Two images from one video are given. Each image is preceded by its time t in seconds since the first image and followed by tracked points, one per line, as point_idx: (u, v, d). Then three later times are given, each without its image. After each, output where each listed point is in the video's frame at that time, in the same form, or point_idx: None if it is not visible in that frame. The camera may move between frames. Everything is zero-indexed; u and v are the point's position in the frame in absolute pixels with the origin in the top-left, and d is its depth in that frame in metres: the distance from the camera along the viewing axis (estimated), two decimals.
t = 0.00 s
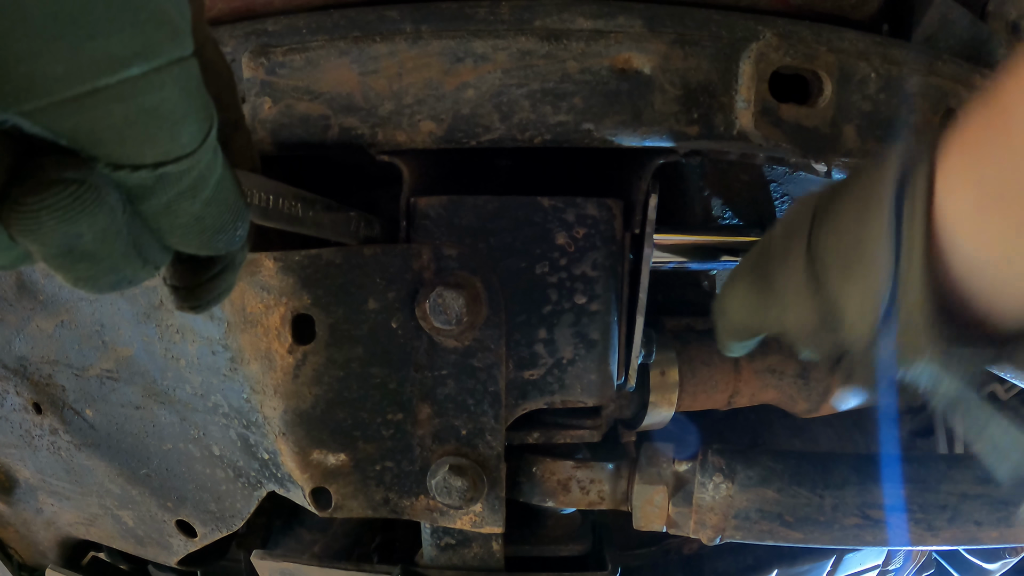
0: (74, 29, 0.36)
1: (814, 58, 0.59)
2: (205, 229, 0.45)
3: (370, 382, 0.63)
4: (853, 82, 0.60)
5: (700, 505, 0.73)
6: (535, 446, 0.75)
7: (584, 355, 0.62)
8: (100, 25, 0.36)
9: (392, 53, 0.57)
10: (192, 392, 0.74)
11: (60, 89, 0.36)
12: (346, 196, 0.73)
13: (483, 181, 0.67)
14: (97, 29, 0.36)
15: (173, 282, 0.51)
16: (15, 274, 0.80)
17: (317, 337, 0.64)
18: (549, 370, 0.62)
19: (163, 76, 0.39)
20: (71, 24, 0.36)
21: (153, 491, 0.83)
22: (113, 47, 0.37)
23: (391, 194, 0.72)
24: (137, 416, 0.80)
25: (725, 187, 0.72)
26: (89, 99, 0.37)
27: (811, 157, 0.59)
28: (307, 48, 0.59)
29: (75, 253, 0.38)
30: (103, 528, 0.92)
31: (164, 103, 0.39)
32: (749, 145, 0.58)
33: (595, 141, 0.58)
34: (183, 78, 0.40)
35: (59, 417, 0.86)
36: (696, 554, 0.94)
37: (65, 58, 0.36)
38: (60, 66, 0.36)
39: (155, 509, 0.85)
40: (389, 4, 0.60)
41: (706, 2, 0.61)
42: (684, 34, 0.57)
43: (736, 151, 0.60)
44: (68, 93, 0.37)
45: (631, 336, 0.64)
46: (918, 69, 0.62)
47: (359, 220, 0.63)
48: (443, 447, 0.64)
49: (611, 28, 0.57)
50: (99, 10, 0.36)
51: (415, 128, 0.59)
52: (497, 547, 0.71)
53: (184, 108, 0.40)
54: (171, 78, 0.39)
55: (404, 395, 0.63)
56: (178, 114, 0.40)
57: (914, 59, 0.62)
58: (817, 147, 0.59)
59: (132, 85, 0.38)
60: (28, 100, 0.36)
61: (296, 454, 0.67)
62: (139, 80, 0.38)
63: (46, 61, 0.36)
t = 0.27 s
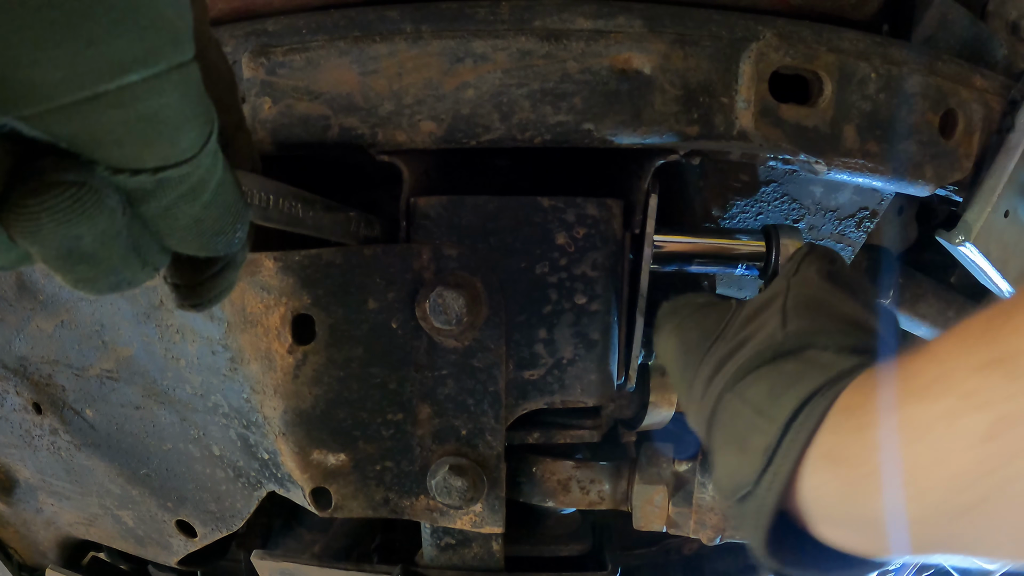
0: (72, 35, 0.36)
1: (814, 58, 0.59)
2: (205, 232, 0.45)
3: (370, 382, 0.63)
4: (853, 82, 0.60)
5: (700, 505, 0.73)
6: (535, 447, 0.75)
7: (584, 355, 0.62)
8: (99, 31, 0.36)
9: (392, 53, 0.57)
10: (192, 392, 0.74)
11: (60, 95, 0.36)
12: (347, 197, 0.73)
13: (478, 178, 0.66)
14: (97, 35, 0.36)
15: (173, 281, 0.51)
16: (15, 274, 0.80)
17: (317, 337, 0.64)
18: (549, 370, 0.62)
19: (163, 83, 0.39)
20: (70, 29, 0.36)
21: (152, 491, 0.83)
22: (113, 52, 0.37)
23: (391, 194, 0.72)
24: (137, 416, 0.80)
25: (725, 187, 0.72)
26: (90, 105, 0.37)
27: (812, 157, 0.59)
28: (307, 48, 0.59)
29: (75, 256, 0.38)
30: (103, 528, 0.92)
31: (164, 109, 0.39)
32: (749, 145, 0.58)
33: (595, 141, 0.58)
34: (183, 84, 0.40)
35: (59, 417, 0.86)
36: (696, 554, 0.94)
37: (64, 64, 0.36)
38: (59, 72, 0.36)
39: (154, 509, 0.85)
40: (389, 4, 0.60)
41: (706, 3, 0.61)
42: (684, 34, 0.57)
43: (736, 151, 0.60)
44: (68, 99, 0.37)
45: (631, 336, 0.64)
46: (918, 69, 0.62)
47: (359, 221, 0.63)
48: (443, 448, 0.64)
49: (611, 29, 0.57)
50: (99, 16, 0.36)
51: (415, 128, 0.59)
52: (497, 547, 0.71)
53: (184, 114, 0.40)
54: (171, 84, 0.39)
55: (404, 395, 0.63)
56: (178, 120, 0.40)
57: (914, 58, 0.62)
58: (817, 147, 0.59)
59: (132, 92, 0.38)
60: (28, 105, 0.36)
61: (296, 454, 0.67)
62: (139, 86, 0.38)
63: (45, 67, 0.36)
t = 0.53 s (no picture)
0: (73, 36, 0.36)
1: (814, 58, 0.59)
2: (205, 231, 0.45)
3: (370, 382, 0.63)
4: (853, 82, 0.60)
5: (700, 505, 0.73)
6: (535, 447, 0.75)
7: (584, 355, 0.62)
8: (100, 32, 0.36)
9: (392, 53, 0.58)
10: (192, 392, 0.74)
11: (60, 95, 0.36)
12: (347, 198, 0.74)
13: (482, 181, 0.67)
14: (97, 34, 0.36)
15: (173, 281, 0.51)
16: (15, 274, 0.80)
17: (317, 337, 0.64)
18: (549, 370, 0.62)
19: (164, 83, 0.39)
20: (70, 29, 0.36)
21: (152, 491, 0.83)
22: (113, 53, 0.37)
23: (390, 194, 0.72)
24: (137, 416, 0.80)
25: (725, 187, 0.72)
26: (89, 104, 0.37)
27: (812, 157, 0.59)
28: (307, 48, 0.59)
29: (76, 255, 0.38)
30: (103, 528, 0.92)
31: (165, 108, 0.39)
32: (749, 146, 0.58)
33: (595, 141, 0.58)
34: (184, 84, 0.40)
35: (59, 417, 0.86)
36: (696, 554, 0.94)
37: (65, 64, 0.36)
38: (59, 72, 0.36)
39: (154, 509, 0.85)
40: (389, 4, 0.60)
41: (706, 3, 0.61)
42: (684, 34, 0.57)
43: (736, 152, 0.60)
44: (68, 98, 0.37)
45: (631, 337, 0.64)
46: (918, 69, 0.62)
47: (359, 221, 0.63)
48: (443, 448, 0.64)
49: (611, 29, 0.57)
50: (99, 16, 0.36)
51: (415, 128, 0.59)
52: (497, 547, 0.71)
53: (185, 114, 0.40)
54: (172, 85, 0.39)
55: (404, 395, 0.63)
56: (178, 120, 0.40)
57: (914, 59, 0.62)
58: (817, 147, 0.59)
59: (132, 92, 0.38)
60: (29, 106, 0.36)
61: (296, 454, 0.67)
62: (141, 85, 0.38)
63: (46, 67, 0.36)
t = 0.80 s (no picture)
0: (79, 34, 0.36)
1: (814, 58, 0.59)
2: (205, 230, 0.45)
3: (370, 382, 0.63)
4: (853, 82, 0.60)
5: (700, 505, 0.73)
6: (534, 447, 0.75)
7: (584, 355, 0.62)
8: (105, 30, 0.36)
9: (392, 53, 0.57)
10: (192, 392, 0.74)
11: (64, 93, 0.36)
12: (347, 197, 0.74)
13: (482, 181, 0.67)
14: (103, 33, 0.36)
15: (175, 280, 0.51)
16: (15, 274, 0.80)
17: (317, 337, 0.64)
18: (549, 370, 0.62)
19: (168, 81, 0.39)
20: (76, 27, 0.36)
21: (152, 491, 0.83)
22: (118, 51, 0.37)
23: (390, 194, 0.72)
24: (137, 417, 0.80)
25: (725, 187, 0.72)
26: (94, 102, 0.37)
27: (811, 157, 0.59)
28: (307, 48, 0.59)
29: (77, 252, 0.38)
30: (103, 528, 0.92)
31: (170, 105, 0.39)
32: (749, 145, 0.59)
33: (595, 141, 0.58)
34: (189, 82, 0.40)
35: (59, 417, 0.86)
36: (696, 554, 0.94)
37: (69, 61, 0.36)
38: (63, 69, 0.36)
39: (154, 509, 0.85)
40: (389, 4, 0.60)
41: (706, 3, 0.61)
42: (684, 33, 0.57)
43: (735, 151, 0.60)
44: (72, 95, 0.36)
45: (631, 336, 0.65)
46: (919, 69, 0.62)
47: (360, 221, 0.63)
48: (443, 448, 0.64)
49: (611, 29, 0.57)
50: (104, 14, 0.36)
51: (415, 128, 0.59)
52: (497, 547, 0.71)
53: (189, 112, 0.40)
54: (177, 82, 0.39)
55: (404, 395, 0.63)
56: (183, 117, 0.40)
57: (914, 59, 0.62)
58: (817, 147, 0.59)
59: (138, 89, 0.38)
60: (32, 103, 0.36)
61: (296, 454, 0.67)
62: (146, 83, 0.38)
63: (49, 64, 0.36)
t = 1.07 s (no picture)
0: (79, 33, 0.36)
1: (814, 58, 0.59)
2: (206, 230, 0.45)
3: (370, 382, 0.63)
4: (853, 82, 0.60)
5: (700, 505, 0.73)
6: (535, 447, 0.75)
7: (584, 355, 0.62)
8: (105, 29, 0.36)
9: (392, 53, 0.57)
10: (192, 391, 0.74)
11: (65, 92, 0.36)
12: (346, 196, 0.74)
13: (484, 182, 0.67)
14: (104, 32, 0.36)
15: (176, 281, 0.51)
16: (15, 274, 0.80)
17: (317, 336, 0.64)
18: (549, 370, 0.62)
19: (169, 80, 0.39)
20: (76, 26, 0.36)
21: (152, 491, 0.83)
22: (117, 51, 0.37)
23: (390, 194, 0.72)
24: (137, 416, 0.80)
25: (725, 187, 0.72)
26: (95, 101, 0.37)
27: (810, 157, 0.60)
28: (307, 48, 0.59)
29: (78, 252, 0.38)
30: (103, 528, 0.92)
31: (170, 104, 0.39)
32: (749, 144, 0.61)
33: (595, 140, 0.58)
34: (190, 81, 0.40)
35: (59, 417, 0.86)
36: (696, 554, 0.94)
37: (69, 60, 0.36)
38: (64, 69, 0.36)
39: (154, 509, 0.85)
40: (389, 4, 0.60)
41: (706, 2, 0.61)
42: (684, 33, 0.57)
43: (735, 150, 0.62)
44: (73, 94, 0.37)
45: (631, 335, 0.65)
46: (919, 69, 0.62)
47: (359, 221, 0.63)
48: (443, 447, 0.64)
49: (611, 28, 0.57)
50: (105, 14, 0.36)
51: (415, 129, 0.59)
52: (497, 547, 0.71)
53: (190, 110, 0.40)
54: (178, 82, 0.39)
55: (404, 395, 0.63)
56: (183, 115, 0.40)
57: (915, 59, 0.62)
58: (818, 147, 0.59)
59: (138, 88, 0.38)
60: (33, 102, 0.36)
61: (296, 454, 0.67)
62: (146, 82, 0.38)
63: (51, 64, 0.36)
